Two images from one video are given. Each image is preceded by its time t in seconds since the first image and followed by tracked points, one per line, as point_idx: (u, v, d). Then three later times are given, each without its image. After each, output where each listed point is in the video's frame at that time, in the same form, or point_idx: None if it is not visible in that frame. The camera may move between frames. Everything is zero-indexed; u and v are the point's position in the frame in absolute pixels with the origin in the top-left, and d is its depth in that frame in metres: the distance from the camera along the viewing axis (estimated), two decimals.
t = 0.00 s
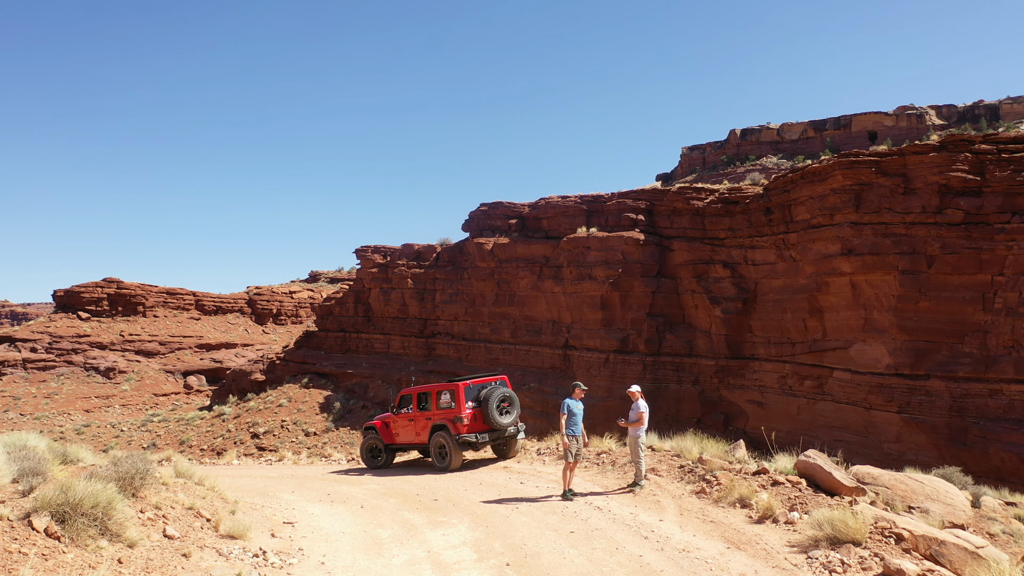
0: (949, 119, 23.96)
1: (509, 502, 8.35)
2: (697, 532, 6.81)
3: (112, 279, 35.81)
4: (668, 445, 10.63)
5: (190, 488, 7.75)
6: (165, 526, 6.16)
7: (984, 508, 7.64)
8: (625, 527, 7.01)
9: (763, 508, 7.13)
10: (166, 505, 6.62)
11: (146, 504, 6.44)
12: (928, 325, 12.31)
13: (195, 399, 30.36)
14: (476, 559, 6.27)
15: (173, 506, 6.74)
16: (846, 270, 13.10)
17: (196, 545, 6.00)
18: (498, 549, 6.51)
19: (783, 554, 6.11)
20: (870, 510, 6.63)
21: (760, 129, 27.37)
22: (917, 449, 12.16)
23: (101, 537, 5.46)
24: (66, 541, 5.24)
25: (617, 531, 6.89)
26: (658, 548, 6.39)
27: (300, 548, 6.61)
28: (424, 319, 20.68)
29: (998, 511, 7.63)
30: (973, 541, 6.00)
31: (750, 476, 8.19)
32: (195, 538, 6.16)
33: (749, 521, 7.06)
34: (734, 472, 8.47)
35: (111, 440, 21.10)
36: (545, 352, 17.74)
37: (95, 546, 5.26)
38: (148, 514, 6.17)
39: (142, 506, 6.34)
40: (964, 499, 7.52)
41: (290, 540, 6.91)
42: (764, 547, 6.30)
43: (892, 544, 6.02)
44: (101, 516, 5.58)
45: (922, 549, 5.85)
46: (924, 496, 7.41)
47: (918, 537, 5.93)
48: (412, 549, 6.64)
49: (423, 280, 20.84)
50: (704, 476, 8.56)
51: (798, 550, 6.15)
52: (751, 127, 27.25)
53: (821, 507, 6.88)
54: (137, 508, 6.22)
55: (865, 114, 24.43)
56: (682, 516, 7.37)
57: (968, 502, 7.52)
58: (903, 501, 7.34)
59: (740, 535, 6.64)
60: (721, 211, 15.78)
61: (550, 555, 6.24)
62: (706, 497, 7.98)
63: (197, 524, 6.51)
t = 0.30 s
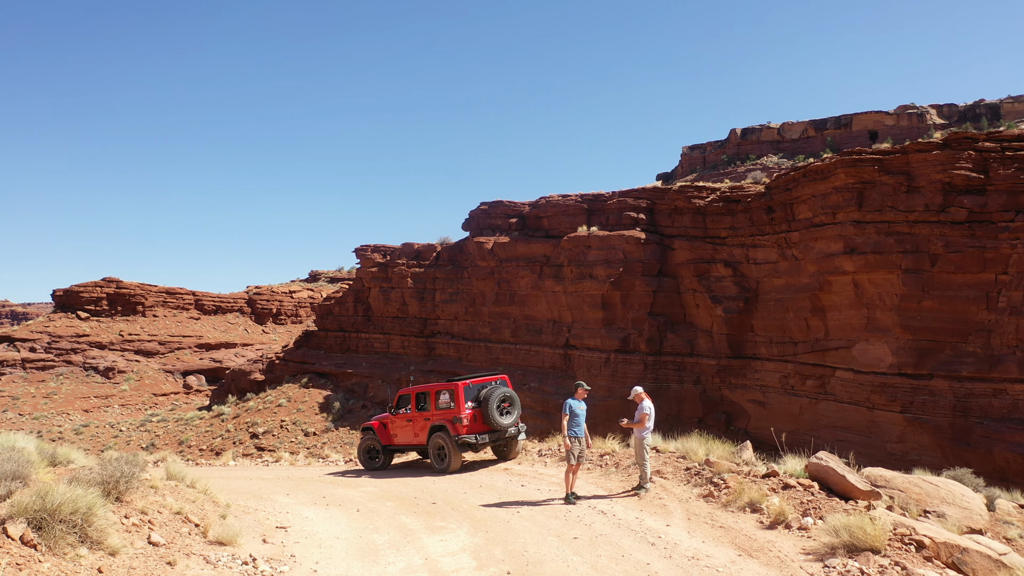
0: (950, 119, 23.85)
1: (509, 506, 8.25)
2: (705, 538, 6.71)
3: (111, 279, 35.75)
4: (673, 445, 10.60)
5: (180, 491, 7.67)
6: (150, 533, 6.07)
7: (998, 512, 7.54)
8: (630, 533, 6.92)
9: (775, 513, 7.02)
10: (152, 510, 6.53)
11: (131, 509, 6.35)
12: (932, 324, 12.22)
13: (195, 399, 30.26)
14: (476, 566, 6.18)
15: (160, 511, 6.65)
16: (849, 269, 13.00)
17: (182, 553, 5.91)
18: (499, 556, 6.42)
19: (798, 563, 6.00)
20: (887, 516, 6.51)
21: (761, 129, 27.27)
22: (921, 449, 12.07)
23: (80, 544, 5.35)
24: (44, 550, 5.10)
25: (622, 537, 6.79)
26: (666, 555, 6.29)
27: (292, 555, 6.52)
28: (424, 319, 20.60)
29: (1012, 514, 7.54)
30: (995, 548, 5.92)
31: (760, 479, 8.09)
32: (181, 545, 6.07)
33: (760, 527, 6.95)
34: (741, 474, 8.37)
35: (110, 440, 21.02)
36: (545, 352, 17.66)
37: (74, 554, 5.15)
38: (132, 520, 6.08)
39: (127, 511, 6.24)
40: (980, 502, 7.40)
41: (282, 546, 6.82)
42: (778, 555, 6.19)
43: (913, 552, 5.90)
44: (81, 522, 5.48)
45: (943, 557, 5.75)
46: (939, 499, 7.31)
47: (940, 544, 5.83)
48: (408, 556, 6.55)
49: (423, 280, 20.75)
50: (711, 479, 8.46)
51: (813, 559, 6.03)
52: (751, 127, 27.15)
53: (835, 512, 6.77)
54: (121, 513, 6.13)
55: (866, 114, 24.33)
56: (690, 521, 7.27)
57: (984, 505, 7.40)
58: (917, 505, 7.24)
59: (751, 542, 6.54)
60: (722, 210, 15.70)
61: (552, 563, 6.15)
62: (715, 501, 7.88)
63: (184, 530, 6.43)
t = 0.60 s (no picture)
0: (951, 118, 23.73)
1: (510, 511, 8.15)
2: (716, 547, 6.59)
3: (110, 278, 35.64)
4: (681, 447, 10.59)
5: (166, 497, 7.56)
6: (129, 542, 5.92)
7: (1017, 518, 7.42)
8: (637, 541, 6.81)
9: (791, 521, 6.89)
10: (133, 517, 6.42)
11: (111, 516, 6.24)
12: (935, 324, 12.11)
13: (194, 399, 30.15)
14: None
15: (142, 518, 6.55)
16: (852, 268, 12.89)
17: (161, 563, 5.75)
18: (498, 566, 6.32)
19: (816, 573, 5.85)
20: (911, 524, 6.33)
21: (761, 129, 27.15)
22: (925, 449, 11.96)
23: (51, 556, 5.17)
24: (11, 562, 4.89)
25: (629, 546, 6.68)
26: (675, 566, 6.17)
27: (280, 564, 6.40)
28: (424, 319, 20.49)
29: None
30: None
31: (771, 483, 7.99)
32: (162, 555, 5.91)
33: (776, 535, 6.81)
34: (752, 479, 8.27)
35: (108, 441, 20.92)
36: (546, 352, 17.55)
37: (44, 567, 4.96)
38: (110, 528, 5.95)
39: (105, 520, 6.10)
40: (1001, 508, 7.23)
41: (271, 554, 6.70)
42: (794, 566, 6.05)
43: (940, 563, 5.68)
44: (52, 532, 5.30)
45: (972, 568, 5.55)
46: (959, 505, 7.15)
47: (968, 554, 5.63)
48: (403, 566, 6.43)
49: (423, 279, 20.64)
50: (720, 483, 8.37)
51: (834, 569, 5.86)
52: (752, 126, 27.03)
53: (853, 521, 6.64)
54: (99, 522, 6.00)
55: (867, 113, 24.21)
56: (699, 528, 7.16)
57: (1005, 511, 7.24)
58: (936, 510, 7.12)
59: (766, 552, 6.41)
60: (724, 209, 15.60)
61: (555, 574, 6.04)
62: (725, 507, 7.78)
63: (167, 538, 6.30)
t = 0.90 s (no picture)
0: (952, 117, 23.61)
1: (510, 517, 8.03)
2: (727, 556, 6.45)
3: (109, 278, 35.53)
4: (687, 449, 10.51)
5: (148, 503, 7.38)
6: (103, 552, 5.66)
7: None
8: (644, 550, 6.67)
9: (808, 529, 6.72)
10: (110, 525, 6.21)
11: (86, 524, 6.03)
12: (940, 323, 11.99)
13: (193, 399, 30.05)
14: None
15: (120, 525, 6.35)
16: (855, 266, 12.77)
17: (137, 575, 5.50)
18: None
19: None
20: (939, 534, 6.06)
21: (762, 128, 27.02)
22: (929, 450, 11.85)
23: (16, 568, 4.82)
24: None
25: (635, 555, 6.54)
26: None
27: (266, 574, 6.25)
28: (423, 318, 20.39)
29: None
30: None
31: (784, 488, 7.87)
32: (139, 565, 5.69)
33: (792, 544, 6.64)
34: (763, 483, 8.14)
35: (107, 441, 20.82)
36: (546, 351, 17.45)
37: None
38: (84, 537, 5.70)
39: (79, 528, 5.88)
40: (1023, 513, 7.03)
41: (257, 564, 6.56)
42: None
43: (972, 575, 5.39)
44: (14, 544, 4.94)
45: None
46: (980, 511, 6.94)
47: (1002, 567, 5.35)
48: None
49: (423, 279, 20.53)
50: (729, 488, 8.26)
51: None
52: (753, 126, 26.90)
53: (866, 528, 6.52)
54: (71, 531, 5.75)
55: (868, 112, 24.09)
56: (708, 536, 7.02)
57: None
58: (957, 516, 6.91)
59: (780, 561, 6.26)
60: (726, 207, 15.48)
61: None
62: (735, 513, 7.66)
63: (145, 547, 6.10)
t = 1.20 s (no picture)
0: (953, 117, 23.49)
1: (509, 525, 7.89)
2: (742, 568, 6.29)
3: (107, 278, 35.42)
4: (694, 453, 10.42)
5: (125, 511, 7.20)
6: (70, 566, 5.43)
7: None
8: (652, 562, 6.51)
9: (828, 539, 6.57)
10: (80, 536, 6.01)
11: (53, 536, 5.82)
12: (944, 323, 11.86)
13: (192, 399, 29.93)
14: None
15: (91, 536, 6.16)
16: (858, 265, 12.65)
17: None
18: None
19: None
20: (974, 547, 5.94)
21: (763, 127, 26.89)
22: (933, 451, 11.73)
23: None
24: None
25: (642, 568, 6.39)
26: None
27: None
28: (423, 318, 20.27)
29: None
30: None
31: (799, 495, 7.75)
32: None
33: (811, 556, 6.46)
34: (775, 490, 8.02)
35: (104, 441, 20.72)
36: (547, 351, 17.33)
37: None
38: (51, 549, 5.46)
39: (46, 540, 5.66)
40: None
41: None
42: None
43: None
44: None
45: None
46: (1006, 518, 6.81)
47: None
48: None
49: (422, 278, 20.41)
50: (740, 495, 8.15)
51: None
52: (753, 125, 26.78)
53: (877, 538, 6.39)
54: (38, 542, 5.51)
55: (868, 112, 23.97)
56: (719, 547, 6.86)
57: None
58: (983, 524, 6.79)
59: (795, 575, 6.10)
60: (728, 206, 15.36)
61: None
62: (748, 521, 7.51)
63: (117, 560, 5.88)
